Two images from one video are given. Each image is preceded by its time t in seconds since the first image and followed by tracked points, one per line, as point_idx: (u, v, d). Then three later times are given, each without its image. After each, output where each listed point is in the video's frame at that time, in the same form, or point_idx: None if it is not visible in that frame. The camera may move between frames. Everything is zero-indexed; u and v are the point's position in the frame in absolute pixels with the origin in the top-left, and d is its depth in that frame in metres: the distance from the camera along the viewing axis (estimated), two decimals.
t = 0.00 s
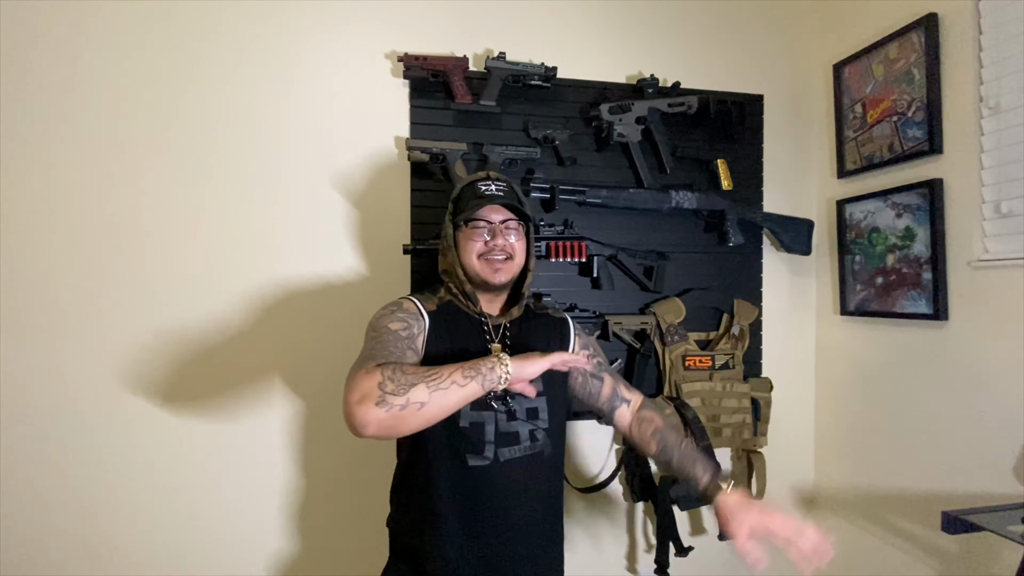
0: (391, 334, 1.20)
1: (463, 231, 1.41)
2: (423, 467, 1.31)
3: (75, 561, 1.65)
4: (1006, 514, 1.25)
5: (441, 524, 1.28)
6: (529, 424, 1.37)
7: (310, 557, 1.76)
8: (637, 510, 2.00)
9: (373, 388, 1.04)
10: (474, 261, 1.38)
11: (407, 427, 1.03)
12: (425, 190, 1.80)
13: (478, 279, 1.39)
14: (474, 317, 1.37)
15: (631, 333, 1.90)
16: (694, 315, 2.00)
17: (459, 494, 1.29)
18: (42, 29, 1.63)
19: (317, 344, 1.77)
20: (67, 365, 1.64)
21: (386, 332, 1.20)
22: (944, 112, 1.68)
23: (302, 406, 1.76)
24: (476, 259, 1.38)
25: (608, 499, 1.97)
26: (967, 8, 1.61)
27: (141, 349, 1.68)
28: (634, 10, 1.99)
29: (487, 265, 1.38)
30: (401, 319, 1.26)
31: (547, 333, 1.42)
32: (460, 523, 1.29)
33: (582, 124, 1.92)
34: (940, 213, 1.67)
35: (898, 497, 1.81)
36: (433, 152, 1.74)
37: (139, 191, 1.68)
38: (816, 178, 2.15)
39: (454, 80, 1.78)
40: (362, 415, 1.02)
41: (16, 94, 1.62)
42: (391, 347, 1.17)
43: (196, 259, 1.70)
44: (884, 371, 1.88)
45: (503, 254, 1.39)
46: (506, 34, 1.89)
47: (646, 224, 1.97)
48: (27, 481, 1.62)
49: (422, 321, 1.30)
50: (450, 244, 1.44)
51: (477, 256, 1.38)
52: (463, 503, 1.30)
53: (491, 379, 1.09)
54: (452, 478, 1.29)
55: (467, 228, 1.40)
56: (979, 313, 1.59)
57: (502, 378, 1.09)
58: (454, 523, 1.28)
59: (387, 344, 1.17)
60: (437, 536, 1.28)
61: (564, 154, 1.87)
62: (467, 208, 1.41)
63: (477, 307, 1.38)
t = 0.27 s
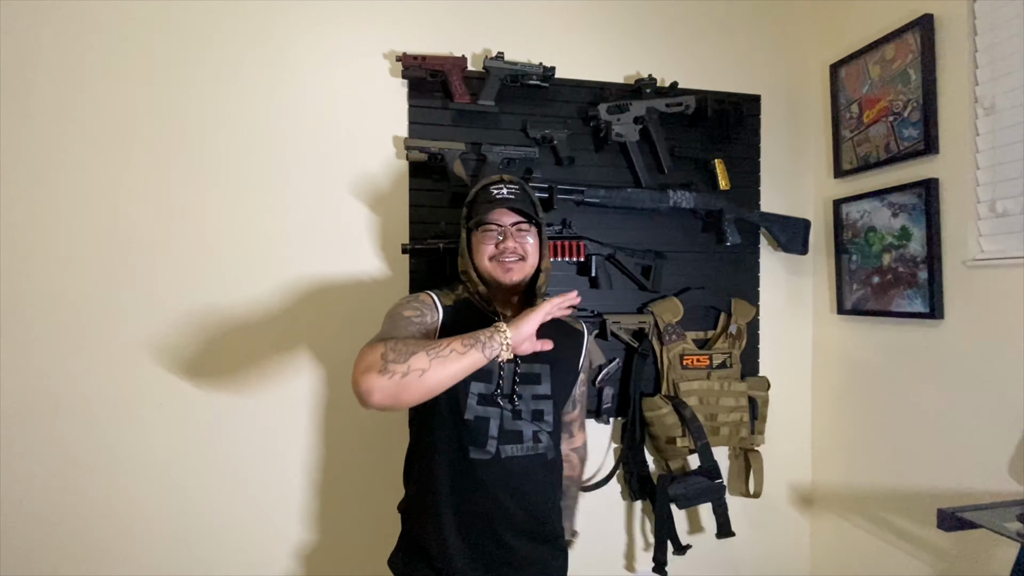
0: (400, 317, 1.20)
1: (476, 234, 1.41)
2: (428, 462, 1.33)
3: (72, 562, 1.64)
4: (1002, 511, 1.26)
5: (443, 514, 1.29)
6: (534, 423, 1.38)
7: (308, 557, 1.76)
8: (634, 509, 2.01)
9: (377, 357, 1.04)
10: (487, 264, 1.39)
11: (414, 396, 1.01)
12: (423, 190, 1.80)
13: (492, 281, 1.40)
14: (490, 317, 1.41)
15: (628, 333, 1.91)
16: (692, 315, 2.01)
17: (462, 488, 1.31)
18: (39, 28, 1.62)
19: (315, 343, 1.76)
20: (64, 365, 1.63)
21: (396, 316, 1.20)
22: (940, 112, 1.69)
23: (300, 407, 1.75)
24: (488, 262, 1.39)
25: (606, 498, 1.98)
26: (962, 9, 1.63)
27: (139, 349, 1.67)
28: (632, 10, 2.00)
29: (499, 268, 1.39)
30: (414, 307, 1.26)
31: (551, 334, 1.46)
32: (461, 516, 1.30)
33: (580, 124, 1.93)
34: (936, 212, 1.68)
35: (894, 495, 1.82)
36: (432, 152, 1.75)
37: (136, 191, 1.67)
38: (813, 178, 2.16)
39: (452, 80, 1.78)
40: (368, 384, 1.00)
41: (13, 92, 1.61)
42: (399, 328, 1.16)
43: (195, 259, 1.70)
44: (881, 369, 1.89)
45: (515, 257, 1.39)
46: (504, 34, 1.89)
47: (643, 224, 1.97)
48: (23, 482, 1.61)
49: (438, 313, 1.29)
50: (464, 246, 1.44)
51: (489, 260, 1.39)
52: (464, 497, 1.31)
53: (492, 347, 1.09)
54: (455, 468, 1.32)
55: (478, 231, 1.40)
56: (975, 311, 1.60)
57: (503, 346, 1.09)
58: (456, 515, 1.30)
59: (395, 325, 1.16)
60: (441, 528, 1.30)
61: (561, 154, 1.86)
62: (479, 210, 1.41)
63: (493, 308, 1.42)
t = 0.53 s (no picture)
0: (441, 314, 1.18)
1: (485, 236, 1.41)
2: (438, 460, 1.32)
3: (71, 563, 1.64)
4: (1000, 511, 1.26)
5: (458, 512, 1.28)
6: (541, 420, 1.39)
7: (308, 557, 1.76)
8: (633, 508, 2.01)
9: (437, 352, 1.01)
10: (496, 265, 1.39)
11: (476, 400, 0.99)
12: (423, 190, 1.80)
13: (499, 282, 1.39)
14: (495, 315, 1.37)
15: (628, 334, 1.91)
16: (691, 315, 2.01)
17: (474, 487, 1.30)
18: (38, 29, 1.62)
19: (315, 344, 1.76)
20: (63, 366, 1.63)
21: (432, 312, 1.17)
22: (939, 112, 1.69)
23: (300, 407, 1.75)
24: (498, 264, 1.39)
25: (606, 498, 1.98)
26: (961, 9, 1.63)
27: (137, 350, 1.67)
28: (631, 11, 2.00)
29: (507, 270, 1.39)
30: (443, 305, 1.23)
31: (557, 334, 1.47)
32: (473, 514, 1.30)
33: (580, 124, 1.93)
34: (936, 212, 1.68)
35: (894, 495, 1.82)
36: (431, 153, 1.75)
37: (135, 192, 1.67)
38: (812, 178, 2.16)
39: (451, 80, 1.78)
40: (427, 376, 0.98)
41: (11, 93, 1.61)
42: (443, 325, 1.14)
43: (194, 260, 1.70)
44: (880, 369, 1.90)
45: (523, 261, 1.40)
46: (503, 34, 1.90)
47: (643, 224, 1.98)
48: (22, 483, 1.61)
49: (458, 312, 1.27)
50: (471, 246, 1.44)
51: (497, 261, 1.39)
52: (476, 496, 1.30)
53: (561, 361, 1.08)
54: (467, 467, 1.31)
55: (488, 234, 1.41)
56: (974, 311, 1.60)
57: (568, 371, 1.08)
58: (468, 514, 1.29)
59: (436, 321, 1.14)
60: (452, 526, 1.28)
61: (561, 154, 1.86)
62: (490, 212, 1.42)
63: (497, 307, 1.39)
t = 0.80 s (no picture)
0: (445, 352, 1.14)
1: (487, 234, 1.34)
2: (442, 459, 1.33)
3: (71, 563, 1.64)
4: (1005, 512, 1.25)
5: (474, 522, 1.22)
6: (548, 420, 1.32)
7: (309, 557, 1.76)
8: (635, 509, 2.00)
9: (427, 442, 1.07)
10: (500, 264, 1.33)
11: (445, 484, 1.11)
12: (424, 191, 1.80)
13: (501, 281, 1.33)
14: (503, 317, 1.31)
15: (630, 334, 1.91)
16: (693, 315, 2.00)
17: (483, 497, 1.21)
18: (40, 30, 1.63)
19: (317, 345, 1.76)
20: (64, 366, 1.63)
21: (434, 347, 1.14)
22: (943, 111, 1.68)
23: (301, 408, 1.75)
24: (502, 262, 1.33)
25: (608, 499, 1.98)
26: (965, 7, 1.61)
27: (138, 350, 1.67)
28: (633, 10, 1.99)
29: (512, 268, 1.34)
30: (447, 324, 1.17)
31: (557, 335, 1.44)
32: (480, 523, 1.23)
33: (581, 124, 1.93)
34: (940, 212, 1.67)
35: (898, 496, 1.81)
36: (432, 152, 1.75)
37: (136, 192, 1.67)
38: (815, 178, 2.15)
39: (452, 80, 1.78)
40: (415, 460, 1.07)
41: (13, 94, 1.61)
42: (443, 373, 1.12)
43: (195, 260, 1.70)
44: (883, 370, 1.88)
45: (528, 257, 1.35)
46: (505, 34, 1.89)
47: (644, 224, 1.97)
48: (23, 482, 1.61)
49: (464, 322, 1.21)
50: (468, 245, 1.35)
51: (502, 259, 1.33)
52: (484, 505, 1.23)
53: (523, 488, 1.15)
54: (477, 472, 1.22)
55: (490, 232, 1.34)
56: (978, 312, 1.59)
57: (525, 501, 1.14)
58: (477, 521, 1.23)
59: (437, 369, 1.12)
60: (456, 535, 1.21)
61: (562, 154, 1.86)
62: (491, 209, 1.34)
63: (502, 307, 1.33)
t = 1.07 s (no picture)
0: (385, 375, 1.13)
1: (461, 233, 1.32)
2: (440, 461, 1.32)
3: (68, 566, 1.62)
4: (1016, 517, 1.23)
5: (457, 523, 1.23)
6: (536, 427, 1.33)
7: (309, 558, 1.75)
8: (638, 510, 1.99)
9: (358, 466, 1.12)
10: (477, 263, 1.30)
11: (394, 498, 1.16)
12: (424, 190, 1.79)
13: (482, 281, 1.31)
14: (484, 320, 1.30)
15: (632, 334, 1.89)
16: (696, 315, 1.98)
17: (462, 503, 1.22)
18: (35, 26, 1.60)
19: (317, 345, 1.75)
20: (61, 367, 1.62)
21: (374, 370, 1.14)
22: (951, 108, 1.65)
23: (302, 407, 1.75)
24: (479, 262, 1.30)
25: (610, 500, 1.96)
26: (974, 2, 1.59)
27: (135, 351, 1.65)
28: (635, 8, 1.98)
29: (491, 267, 1.30)
30: (394, 342, 1.15)
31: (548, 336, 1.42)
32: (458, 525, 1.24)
33: (583, 123, 1.91)
34: (947, 210, 1.64)
35: (905, 499, 1.78)
36: (432, 152, 1.74)
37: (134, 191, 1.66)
38: (820, 177, 2.12)
39: (452, 79, 1.77)
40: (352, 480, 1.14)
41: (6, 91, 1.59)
42: (380, 399, 1.13)
43: (194, 260, 1.69)
44: (890, 371, 1.86)
45: (507, 255, 1.31)
46: (506, 33, 1.88)
47: (647, 223, 1.95)
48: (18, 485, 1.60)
49: (419, 337, 1.18)
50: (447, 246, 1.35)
51: (480, 258, 1.31)
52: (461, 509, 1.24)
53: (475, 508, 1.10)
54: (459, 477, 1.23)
55: (464, 231, 1.32)
56: (987, 312, 1.56)
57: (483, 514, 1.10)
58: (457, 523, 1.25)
59: (374, 393, 1.13)
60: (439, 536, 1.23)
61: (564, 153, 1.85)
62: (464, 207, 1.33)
63: (484, 308, 1.31)
